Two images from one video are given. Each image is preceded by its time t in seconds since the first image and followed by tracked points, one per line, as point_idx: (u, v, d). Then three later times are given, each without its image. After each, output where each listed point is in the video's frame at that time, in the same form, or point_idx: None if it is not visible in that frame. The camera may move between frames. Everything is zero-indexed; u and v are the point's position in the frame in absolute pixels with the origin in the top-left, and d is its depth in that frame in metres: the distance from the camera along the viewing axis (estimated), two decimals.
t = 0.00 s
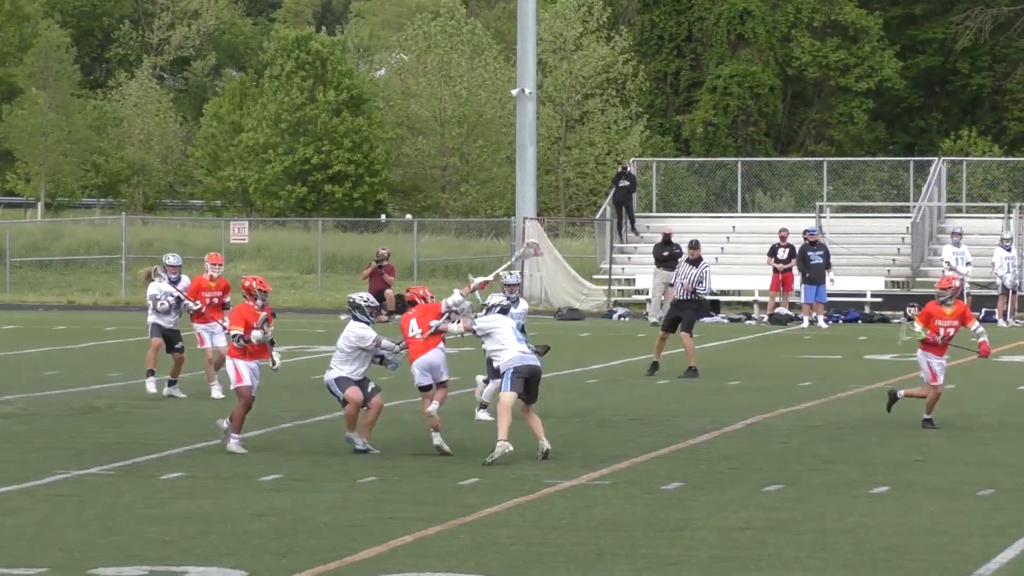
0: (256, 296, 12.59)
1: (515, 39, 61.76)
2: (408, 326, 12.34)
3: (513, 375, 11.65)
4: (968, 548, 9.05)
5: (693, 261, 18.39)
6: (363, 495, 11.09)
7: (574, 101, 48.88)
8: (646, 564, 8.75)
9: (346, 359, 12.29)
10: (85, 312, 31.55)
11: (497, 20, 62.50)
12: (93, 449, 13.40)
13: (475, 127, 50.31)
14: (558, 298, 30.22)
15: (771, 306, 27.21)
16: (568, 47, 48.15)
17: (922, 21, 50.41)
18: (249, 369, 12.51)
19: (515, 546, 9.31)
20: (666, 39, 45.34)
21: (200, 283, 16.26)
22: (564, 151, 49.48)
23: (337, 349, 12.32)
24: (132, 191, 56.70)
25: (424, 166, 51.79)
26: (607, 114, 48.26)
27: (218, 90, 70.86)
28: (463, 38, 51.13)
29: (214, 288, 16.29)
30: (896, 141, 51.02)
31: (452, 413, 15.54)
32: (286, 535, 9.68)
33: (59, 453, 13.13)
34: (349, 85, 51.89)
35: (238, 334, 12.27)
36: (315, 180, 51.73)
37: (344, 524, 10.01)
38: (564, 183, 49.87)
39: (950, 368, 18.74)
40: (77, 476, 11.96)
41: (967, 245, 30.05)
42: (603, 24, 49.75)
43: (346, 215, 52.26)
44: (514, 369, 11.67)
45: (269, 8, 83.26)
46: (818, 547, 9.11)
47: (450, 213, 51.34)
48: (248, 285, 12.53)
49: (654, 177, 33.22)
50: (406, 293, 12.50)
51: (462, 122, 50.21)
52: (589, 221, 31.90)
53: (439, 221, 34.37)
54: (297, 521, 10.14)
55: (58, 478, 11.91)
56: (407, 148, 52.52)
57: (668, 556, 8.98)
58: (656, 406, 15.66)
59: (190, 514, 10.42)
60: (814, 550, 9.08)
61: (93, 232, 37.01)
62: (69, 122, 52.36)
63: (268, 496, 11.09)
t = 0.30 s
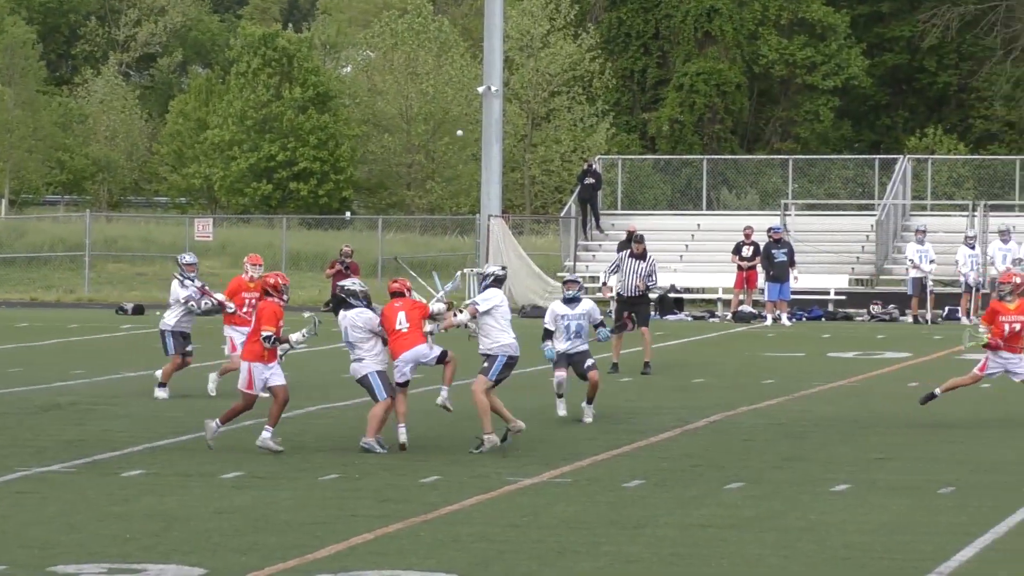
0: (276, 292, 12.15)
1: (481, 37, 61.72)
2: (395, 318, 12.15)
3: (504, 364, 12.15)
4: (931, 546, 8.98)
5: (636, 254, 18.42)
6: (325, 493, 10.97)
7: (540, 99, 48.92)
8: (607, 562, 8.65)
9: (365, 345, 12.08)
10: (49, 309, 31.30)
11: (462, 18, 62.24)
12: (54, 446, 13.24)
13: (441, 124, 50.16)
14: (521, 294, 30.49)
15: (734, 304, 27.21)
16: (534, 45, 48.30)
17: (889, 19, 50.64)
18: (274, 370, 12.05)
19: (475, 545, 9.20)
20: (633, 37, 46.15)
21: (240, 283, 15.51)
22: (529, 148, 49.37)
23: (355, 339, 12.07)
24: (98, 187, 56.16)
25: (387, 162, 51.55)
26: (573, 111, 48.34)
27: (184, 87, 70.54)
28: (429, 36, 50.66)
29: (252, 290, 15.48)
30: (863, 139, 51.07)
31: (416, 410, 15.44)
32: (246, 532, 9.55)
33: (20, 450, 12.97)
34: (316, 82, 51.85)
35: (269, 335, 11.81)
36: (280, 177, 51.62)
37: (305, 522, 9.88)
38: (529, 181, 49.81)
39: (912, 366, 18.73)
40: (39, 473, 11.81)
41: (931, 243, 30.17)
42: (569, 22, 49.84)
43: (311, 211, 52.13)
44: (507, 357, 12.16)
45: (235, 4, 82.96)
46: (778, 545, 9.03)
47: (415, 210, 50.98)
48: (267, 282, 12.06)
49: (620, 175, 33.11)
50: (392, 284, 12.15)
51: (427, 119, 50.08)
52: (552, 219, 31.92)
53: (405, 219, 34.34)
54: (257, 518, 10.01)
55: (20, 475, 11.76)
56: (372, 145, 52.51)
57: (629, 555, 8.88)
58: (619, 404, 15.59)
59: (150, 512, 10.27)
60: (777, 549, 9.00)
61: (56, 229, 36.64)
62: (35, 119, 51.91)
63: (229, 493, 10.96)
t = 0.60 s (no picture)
0: (228, 294, 12.24)
1: (387, 32, 61.60)
2: (338, 331, 11.99)
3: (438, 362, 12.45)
4: (839, 539, 9.00)
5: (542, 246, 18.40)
6: (233, 487, 10.82)
7: (446, 94, 48.78)
8: (519, 557, 8.58)
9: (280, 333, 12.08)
10: None
11: (369, 13, 61.93)
12: None
13: (347, 119, 49.89)
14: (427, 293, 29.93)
15: (642, 298, 27.33)
16: (440, 40, 48.31)
17: (793, 14, 50.92)
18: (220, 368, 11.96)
19: (386, 538, 9.11)
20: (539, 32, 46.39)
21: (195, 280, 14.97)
22: (436, 143, 49.17)
23: (268, 321, 11.99)
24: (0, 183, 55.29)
25: (295, 157, 51.32)
26: (479, 106, 48.34)
27: (88, 82, 69.65)
28: (335, 30, 51.02)
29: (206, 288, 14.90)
30: (768, 134, 51.57)
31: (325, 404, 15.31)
32: (155, 528, 9.41)
33: None
34: (221, 77, 51.63)
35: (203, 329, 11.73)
36: (186, 172, 51.17)
37: (215, 517, 9.74)
38: (436, 176, 49.75)
39: (818, 360, 18.92)
40: None
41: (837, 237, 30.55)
42: (474, 17, 49.94)
43: (217, 207, 51.80)
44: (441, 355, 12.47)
45: None
46: (689, 538, 9.05)
47: (322, 205, 50.99)
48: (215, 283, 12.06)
49: (526, 170, 33.23)
50: (336, 291, 12.03)
51: (333, 115, 49.74)
52: (460, 214, 31.92)
53: (311, 214, 34.10)
54: (166, 514, 9.87)
55: None
56: (278, 140, 52.14)
57: (540, 549, 8.82)
58: (529, 398, 15.58)
59: (56, 508, 10.07)
60: (688, 541, 8.99)
61: None
62: None
63: (135, 489, 10.78)
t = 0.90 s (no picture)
0: (234, 289, 12.25)
1: (371, 29, 61.56)
2: (338, 329, 11.99)
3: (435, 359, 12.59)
4: (824, 536, 9.01)
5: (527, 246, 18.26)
6: (218, 485, 10.79)
7: (430, 91, 48.76)
8: (505, 555, 8.58)
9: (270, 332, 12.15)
10: None
11: (353, 9, 61.85)
12: None
13: (331, 116, 49.83)
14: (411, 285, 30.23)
15: (626, 296, 27.33)
16: (425, 37, 48.29)
17: (777, 11, 50.80)
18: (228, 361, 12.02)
19: (372, 536, 9.09)
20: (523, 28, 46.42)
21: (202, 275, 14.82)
22: (420, 141, 49.02)
23: (253, 322, 11.97)
24: None
25: (280, 153, 51.20)
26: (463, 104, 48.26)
27: (72, 79, 69.46)
28: (319, 27, 50.74)
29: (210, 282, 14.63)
30: (752, 131, 51.67)
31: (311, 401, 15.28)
32: (141, 525, 9.39)
33: None
34: (205, 74, 51.46)
35: (206, 326, 11.77)
36: (170, 169, 51.03)
37: (201, 515, 9.70)
38: (421, 173, 49.67)
39: (802, 358, 18.94)
40: None
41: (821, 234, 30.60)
42: (459, 14, 49.91)
43: (201, 204, 51.74)
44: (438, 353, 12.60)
45: None
46: (675, 536, 9.04)
47: (307, 202, 50.89)
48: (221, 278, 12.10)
49: (511, 167, 33.21)
50: (336, 289, 12.04)
51: (318, 111, 49.78)
52: (445, 211, 31.89)
53: (295, 211, 34.04)
54: (151, 511, 9.85)
55: None
56: (262, 137, 52.09)
57: (527, 546, 8.81)
58: (514, 395, 15.58)
59: (41, 506, 10.02)
60: (674, 538, 8.99)
61: None
62: None
63: (121, 486, 10.74)
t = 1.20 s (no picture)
0: (245, 289, 11.97)
1: (363, 27, 61.57)
2: (340, 323, 12.04)
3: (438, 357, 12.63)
4: (817, 535, 9.02)
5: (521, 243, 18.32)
6: (212, 484, 10.77)
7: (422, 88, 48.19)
8: (498, 553, 8.57)
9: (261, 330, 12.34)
10: None
11: (345, 7, 61.75)
12: None
13: (323, 114, 49.74)
14: (403, 284, 30.23)
15: (619, 294, 27.32)
16: (416, 35, 47.97)
17: (769, 9, 50.94)
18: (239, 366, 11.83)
19: (365, 534, 9.09)
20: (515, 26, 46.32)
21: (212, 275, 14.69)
22: (413, 139, 49.03)
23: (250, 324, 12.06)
24: None
25: (272, 152, 51.16)
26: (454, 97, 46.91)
27: (64, 77, 69.43)
28: (311, 25, 50.88)
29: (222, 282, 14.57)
30: (745, 129, 51.68)
31: (304, 400, 15.26)
32: (134, 524, 9.38)
33: None
34: (197, 72, 51.39)
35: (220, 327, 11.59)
36: (163, 168, 51.02)
37: (195, 514, 9.69)
38: (412, 171, 49.63)
39: (795, 356, 18.96)
40: None
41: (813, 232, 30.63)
42: (450, 12, 49.94)
43: (193, 202, 51.72)
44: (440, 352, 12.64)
45: None
46: (667, 534, 9.05)
47: (299, 200, 50.81)
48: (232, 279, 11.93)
49: (503, 165, 33.21)
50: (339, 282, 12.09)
51: (310, 109, 49.70)
52: (437, 209, 31.87)
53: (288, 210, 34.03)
54: (144, 510, 9.84)
55: None
56: (255, 135, 52.01)
57: (521, 545, 8.80)
58: (507, 394, 15.59)
59: (35, 505, 10.01)
60: (667, 537, 8.99)
61: None
62: None
63: (115, 485, 10.72)
